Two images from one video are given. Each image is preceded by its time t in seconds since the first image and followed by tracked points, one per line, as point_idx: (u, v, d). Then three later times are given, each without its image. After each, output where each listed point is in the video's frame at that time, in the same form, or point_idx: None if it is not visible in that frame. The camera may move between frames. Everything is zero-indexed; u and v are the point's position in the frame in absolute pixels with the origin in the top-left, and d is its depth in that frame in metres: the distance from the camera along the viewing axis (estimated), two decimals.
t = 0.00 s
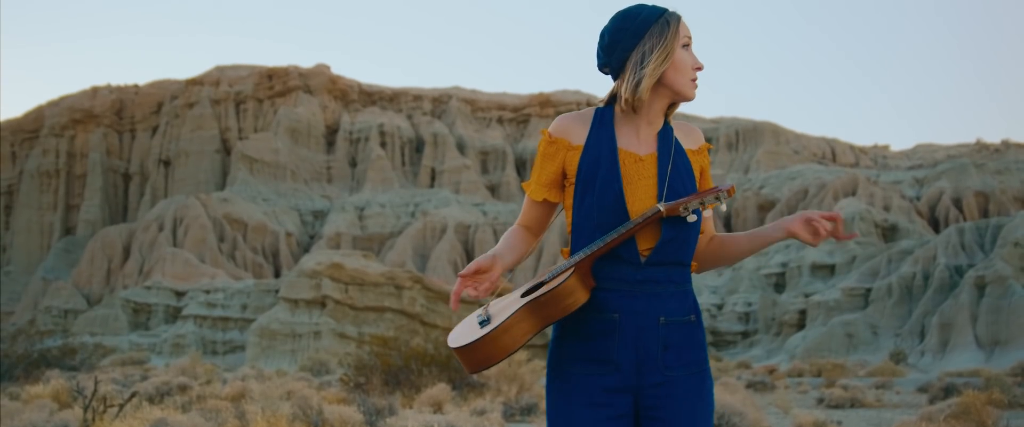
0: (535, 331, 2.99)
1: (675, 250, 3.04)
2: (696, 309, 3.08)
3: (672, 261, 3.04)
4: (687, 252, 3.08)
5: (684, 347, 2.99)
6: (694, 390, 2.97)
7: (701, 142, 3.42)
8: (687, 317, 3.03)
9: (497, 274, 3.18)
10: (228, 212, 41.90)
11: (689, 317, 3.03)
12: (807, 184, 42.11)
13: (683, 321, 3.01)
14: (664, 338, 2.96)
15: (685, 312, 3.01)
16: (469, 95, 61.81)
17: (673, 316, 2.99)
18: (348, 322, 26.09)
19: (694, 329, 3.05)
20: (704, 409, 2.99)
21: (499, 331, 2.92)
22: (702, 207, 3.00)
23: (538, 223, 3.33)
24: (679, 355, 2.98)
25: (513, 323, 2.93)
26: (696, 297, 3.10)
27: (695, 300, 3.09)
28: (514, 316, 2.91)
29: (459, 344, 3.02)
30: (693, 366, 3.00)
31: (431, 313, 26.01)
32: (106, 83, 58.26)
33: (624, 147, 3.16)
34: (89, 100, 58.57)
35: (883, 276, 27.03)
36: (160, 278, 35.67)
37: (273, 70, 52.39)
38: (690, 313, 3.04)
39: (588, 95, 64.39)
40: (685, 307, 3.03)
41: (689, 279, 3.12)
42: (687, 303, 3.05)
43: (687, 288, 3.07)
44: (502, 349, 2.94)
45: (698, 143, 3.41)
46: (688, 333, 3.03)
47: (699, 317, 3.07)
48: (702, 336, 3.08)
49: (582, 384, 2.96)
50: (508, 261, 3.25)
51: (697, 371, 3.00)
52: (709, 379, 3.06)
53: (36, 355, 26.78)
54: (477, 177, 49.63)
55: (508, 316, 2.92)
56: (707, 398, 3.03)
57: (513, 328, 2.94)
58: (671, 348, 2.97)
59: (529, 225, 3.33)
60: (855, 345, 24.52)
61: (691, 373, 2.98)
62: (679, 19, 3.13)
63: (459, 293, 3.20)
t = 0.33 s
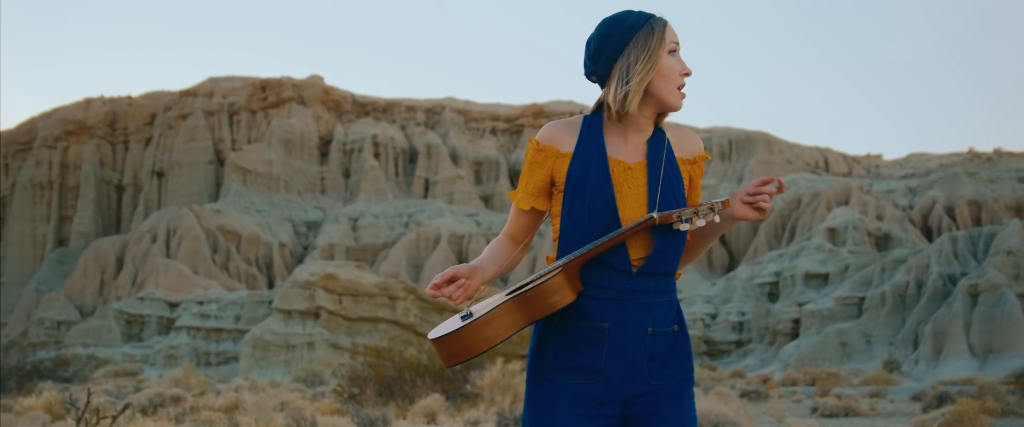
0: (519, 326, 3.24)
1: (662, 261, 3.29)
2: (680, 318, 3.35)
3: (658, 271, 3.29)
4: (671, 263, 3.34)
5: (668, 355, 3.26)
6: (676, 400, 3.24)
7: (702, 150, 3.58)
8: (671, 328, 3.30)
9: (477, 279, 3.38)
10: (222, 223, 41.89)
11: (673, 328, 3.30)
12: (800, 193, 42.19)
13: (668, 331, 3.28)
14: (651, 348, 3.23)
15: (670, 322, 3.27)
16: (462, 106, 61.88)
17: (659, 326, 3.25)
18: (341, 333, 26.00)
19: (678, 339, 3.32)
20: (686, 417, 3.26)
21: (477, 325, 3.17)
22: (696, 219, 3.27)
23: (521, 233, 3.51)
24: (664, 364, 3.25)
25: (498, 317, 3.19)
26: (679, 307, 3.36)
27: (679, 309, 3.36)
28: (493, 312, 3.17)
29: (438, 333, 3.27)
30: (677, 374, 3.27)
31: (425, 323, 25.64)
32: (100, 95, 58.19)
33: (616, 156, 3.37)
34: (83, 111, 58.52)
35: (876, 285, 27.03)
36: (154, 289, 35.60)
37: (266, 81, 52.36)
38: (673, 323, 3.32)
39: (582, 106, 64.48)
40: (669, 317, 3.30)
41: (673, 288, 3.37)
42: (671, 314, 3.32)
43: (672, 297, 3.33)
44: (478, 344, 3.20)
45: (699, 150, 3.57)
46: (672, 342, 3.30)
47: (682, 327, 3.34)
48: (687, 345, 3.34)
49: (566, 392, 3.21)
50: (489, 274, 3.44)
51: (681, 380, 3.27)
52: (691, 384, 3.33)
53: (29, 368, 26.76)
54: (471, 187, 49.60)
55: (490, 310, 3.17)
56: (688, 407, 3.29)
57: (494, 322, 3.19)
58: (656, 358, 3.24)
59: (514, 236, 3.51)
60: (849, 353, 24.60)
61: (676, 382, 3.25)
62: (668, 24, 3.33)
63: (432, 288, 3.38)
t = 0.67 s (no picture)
0: (522, 332, 3.21)
1: (670, 269, 3.26)
2: (686, 327, 3.32)
3: (667, 278, 3.26)
4: (679, 269, 3.30)
5: (675, 366, 3.22)
6: (684, 412, 3.20)
7: (707, 156, 3.54)
8: (679, 337, 3.25)
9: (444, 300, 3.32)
10: (212, 230, 41.81)
11: (680, 337, 3.26)
12: (790, 203, 42.25)
13: (675, 340, 3.24)
14: (658, 356, 3.19)
15: (678, 332, 3.23)
16: (453, 114, 61.89)
17: (666, 335, 3.21)
18: (332, 341, 26.06)
19: (686, 350, 3.27)
20: None
21: (480, 329, 3.14)
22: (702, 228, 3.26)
23: (525, 234, 3.47)
24: (673, 376, 3.20)
25: (501, 322, 3.15)
26: (686, 316, 3.33)
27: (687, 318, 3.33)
28: (495, 317, 3.13)
29: (436, 336, 3.23)
30: (686, 386, 3.23)
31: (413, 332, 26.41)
32: (90, 101, 58.09)
33: (622, 161, 3.38)
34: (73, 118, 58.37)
35: (866, 295, 27.08)
36: (143, 296, 35.51)
37: (257, 89, 52.37)
38: (681, 332, 3.27)
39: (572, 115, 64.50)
40: (677, 326, 3.25)
41: (680, 298, 3.34)
42: (678, 323, 3.28)
43: (679, 307, 3.30)
44: (479, 350, 3.17)
45: (703, 157, 3.54)
46: (680, 353, 3.26)
47: (689, 336, 3.30)
48: (693, 356, 3.31)
49: (572, 400, 3.17)
50: (471, 292, 3.38)
51: (687, 392, 3.23)
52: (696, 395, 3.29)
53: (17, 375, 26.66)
54: (461, 195, 49.58)
55: (492, 317, 3.14)
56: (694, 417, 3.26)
57: (496, 328, 3.16)
58: (664, 367, 3.20)
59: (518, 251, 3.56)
60: (839, 363, 24.61)
61: (683, 395, 3.21)
62: (630, 20, 3.44)
63: (402, 321, 3.36)
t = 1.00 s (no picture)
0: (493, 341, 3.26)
1: (649, 280, 3.15)
2: (669, 337, 3.20)
3: (648, 289, 3.16)
4: (666, 281, 3.21)
5: (652, 375, 3.11)
6: (663, 420, 3.10)
7: (700, 164, 3.43)
8: (658, 346, 3.13)
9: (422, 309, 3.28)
10: (203, 237, 41.77)
11: (661, 348, 3.15)
12: (780, 211, 42.34)
13: (654, 350, 3.13)
14: (635, 366, 3.09)
15: (656, 340, 3.12)
16: (444, 122, 61.95)
17: (644, 344, 3.11)
18: (322, 348, 26.09)
19: (666, 360, 3.16)
20: None
21: (450, 336, 3.20)
22: (677, 240, 3.13)
23: (513, 241, 3.36)
24: (651, 385, 3.10)
25: (468, 331, 3.21)
26: (669, 326, 3.21)
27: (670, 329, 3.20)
28: (465, 324, 3.19)
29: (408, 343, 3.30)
30: (665, 395, 3.12)
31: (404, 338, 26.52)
32: (81, 108, 58.00)
33: (602, 170, 3.25)
34: (64, 125, 58.23)
35: (856, 303, 27.13)
36: (133, 303, 35.47)
37: (248, 96, 52.42)
38: (662, 342, 3.16)
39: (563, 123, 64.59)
40: (657, 336, 3.14)
41: (665, 308, 3.22)
42: (661, 334, 3.16)
43: (662, 317, 3.19)
44: (451, 357, 3.23)
45: (696, 163, 3.42)
46: (660, 364, 3.14)
47: (670, 347, 3.18)
48: (675, 365, 3.19)
49: (545, 406, 3.09)
50: (447, 302, 3.30)
51: (667, 402, 3.12)
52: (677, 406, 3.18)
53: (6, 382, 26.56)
54: (452, 203, 49.59)
55: (462, 323, 3.20)
56: None
57: (466, 335, 3.22)
58: (642, 378, 3.09)
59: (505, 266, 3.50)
60: (828, 371, 24.59)
61: (663, 404, 3.10)
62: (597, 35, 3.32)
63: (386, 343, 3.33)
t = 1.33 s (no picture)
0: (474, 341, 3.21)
1: (627, 277, 2.97)
2: (657, 334, 3.00)
3: (628, 288, 2.98)
4: (652, 279, 3.03)
5: (634, 372, 2.93)
6: (643, 421, 2.89)
7: (691, 160, 3.21)
8: (641, 342, 2.95)
9: (399, 292, 3.28)
10: (195, 235, 41.72)
11: (645, 345, 2.96)
12: (773, 207, 42.40)
13: (635, 348, 2.94)
14: (613, 364, 2.92)
15: (635, 338, 2.94)
16: (436, 118, 61.96)
17: (622, 341, 2.93)
18: (315, 345, 26.03)
19: (651, 358, 2.96)
20: None
21: (430, 332, 3.16)
22: (647, 242, 2.94)
23: (512, 249, 3.35)
24: (630, 383, 2.91)
25: (445, 330, 3.16)
26: (660, 324, 3.01)
27: (659, 324, 3.00)
28: (441, 323, 3.15)
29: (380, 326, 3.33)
30: (649, 394, 2.92)
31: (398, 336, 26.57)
32: (72, 106, 57.87)
33: (579, 173, 3.15)
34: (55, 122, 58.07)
35: (849, 299, 27.20)
36: (125, 301, 35.43)
37: (240, 93, 52.42)
38: (646, 339, 2.97)
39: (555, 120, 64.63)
40: (639, 333, 2.95)
41: (657, 307, 3.03)
42: (645, 331, 2.96)
43: (651, 315, 2.99)
44: (429, 353, 3.19)
45: (687, 161, 3.21)
46: (643, 362, 2.95)
47: (658, 344, 2.98)
48: (663, 365, 2.99)
49: (528, 404, 2.97)
50: (424, 289, 3.30)
51: (651, 400, 2.92)
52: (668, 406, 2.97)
53: None
54: (445, 200, 49.58)
55: (439, 322, 3.16)
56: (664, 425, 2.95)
57: (445, 334, 3.18)
58: (620, 376, 2.91)
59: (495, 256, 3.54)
60: (821, 367, 24.66)
61: (645, 401, 2.91)
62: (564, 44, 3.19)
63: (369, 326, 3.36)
